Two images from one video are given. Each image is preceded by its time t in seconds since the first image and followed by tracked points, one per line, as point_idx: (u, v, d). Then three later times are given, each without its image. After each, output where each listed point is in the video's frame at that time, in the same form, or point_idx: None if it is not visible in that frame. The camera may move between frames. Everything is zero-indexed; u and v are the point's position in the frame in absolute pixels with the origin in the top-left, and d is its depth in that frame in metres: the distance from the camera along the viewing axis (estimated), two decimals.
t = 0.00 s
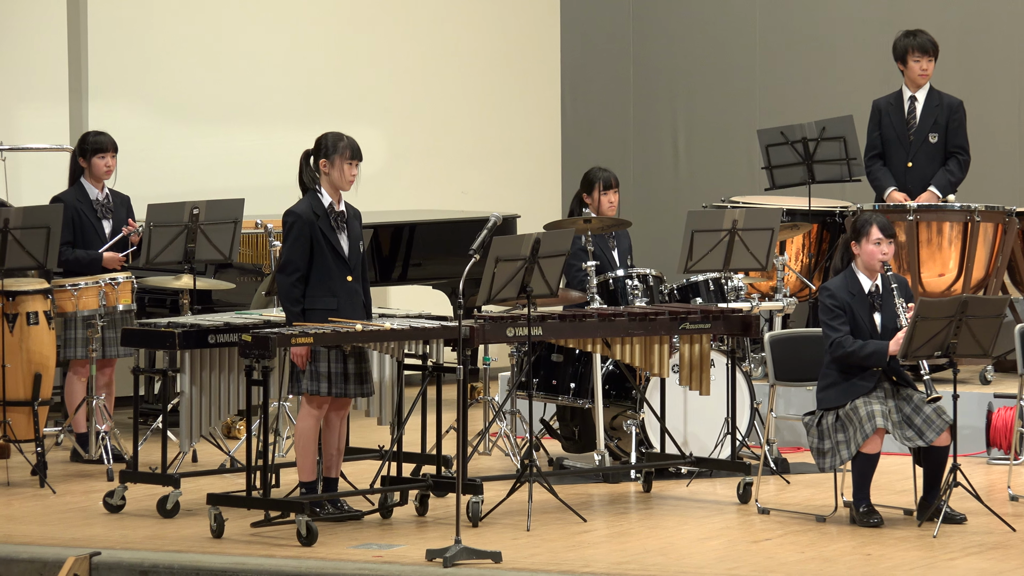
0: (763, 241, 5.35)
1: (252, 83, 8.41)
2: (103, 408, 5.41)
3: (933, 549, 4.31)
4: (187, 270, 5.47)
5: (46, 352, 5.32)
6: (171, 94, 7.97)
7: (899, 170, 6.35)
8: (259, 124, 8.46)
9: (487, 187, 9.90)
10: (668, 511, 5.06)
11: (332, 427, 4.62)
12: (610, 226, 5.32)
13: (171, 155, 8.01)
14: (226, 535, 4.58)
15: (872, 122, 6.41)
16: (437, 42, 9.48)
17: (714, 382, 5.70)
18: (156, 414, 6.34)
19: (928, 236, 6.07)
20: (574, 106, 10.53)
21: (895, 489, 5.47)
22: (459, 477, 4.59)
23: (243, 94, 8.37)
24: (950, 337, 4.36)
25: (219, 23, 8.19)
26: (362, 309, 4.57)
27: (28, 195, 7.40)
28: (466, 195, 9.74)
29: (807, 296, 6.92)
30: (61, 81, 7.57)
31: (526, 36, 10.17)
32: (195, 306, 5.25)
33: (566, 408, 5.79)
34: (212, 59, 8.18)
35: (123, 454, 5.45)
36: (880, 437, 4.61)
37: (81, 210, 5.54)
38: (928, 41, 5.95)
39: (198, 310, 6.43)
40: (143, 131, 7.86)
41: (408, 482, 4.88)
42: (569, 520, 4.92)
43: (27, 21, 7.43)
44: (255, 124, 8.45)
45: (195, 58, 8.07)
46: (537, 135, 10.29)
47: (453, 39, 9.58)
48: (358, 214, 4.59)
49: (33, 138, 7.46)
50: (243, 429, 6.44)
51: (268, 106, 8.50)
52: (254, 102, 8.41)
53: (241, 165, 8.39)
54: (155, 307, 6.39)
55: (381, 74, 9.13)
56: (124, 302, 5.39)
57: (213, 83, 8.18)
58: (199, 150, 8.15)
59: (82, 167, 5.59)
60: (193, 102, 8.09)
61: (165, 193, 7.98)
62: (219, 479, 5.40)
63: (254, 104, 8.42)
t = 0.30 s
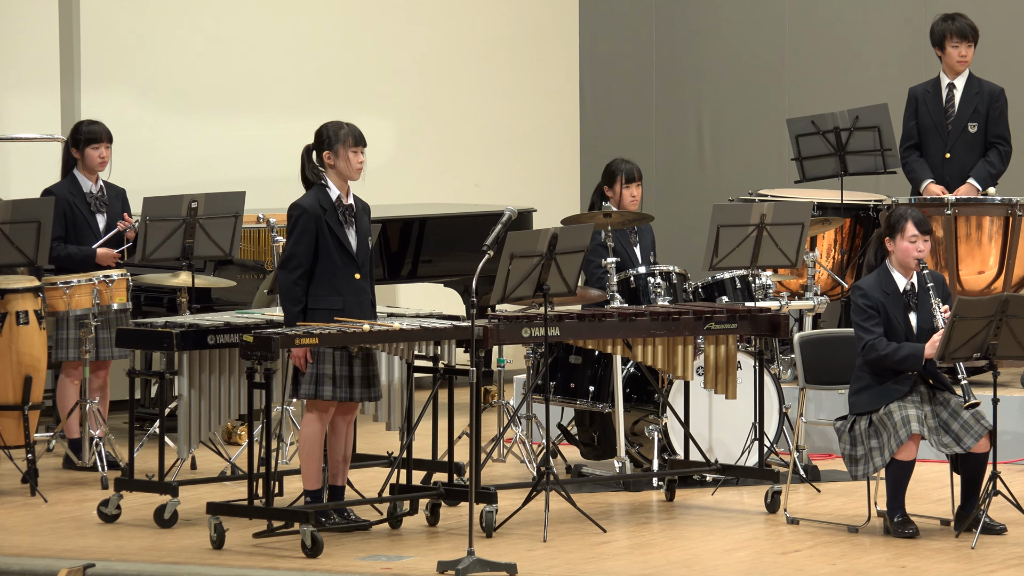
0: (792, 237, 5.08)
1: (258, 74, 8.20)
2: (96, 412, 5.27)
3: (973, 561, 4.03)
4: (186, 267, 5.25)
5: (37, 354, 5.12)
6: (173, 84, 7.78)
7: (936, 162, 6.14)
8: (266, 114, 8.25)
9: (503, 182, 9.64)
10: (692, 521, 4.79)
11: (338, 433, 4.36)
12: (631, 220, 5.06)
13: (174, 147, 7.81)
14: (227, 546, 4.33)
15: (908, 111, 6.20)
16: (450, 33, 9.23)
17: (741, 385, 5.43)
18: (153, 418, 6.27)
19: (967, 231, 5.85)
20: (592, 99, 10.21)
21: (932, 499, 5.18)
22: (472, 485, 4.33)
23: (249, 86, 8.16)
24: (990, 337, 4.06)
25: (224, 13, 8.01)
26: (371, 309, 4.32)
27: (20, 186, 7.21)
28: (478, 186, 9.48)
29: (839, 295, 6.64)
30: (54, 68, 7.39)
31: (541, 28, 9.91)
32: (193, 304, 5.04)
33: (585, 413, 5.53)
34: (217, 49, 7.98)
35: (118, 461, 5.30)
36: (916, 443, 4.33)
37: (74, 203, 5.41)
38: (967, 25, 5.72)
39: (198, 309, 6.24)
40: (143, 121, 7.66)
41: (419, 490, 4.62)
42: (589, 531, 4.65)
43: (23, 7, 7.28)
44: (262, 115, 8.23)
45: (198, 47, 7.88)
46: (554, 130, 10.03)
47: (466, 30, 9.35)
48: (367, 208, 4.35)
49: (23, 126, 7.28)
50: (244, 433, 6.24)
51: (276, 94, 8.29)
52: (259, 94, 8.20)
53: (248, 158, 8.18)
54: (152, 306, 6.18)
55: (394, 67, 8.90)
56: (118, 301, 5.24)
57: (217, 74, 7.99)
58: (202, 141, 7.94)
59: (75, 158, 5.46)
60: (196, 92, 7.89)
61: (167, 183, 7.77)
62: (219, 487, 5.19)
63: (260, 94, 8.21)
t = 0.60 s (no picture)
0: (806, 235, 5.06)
1: (269, 72, 8.19)
2: (109, 409, 5.27)
3: (985, 560, 4.02)
4: (199, 265, 5.25)
5: (49, 351, 5.22)
6: (184, 81, 7.78)
7: (948, 160, 6.13)
8: (278, 111, 8.25)
9: (514, 180, 9.64)
10: (704, 519, 4.78)
11: (351, 431, 4.36)
12: (644, 218, 5.04)
13: (185, 144, 7.81)
14: (239, 544, 4.33)
15: (920, 109, 6.17)
16: (461, 31, 9.22)
17: (754, 383, 5.42)
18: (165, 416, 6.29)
19: (979, 229, 5.85)
20: (604, 96, 10.20)
21: (945, 496, 5.16)
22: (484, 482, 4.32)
23: (260, 83, 8.15)
24: (1003, 335, 4.04)
25: (236, 10, 8.01)
26: (384, 306, 4.32)
27: (32, 184, 7.22)
28: (490, 184, 9.47)
29: (851, 293, 6.62)
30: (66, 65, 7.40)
31: (552, 25, 9.89)
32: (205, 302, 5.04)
33: (597, 410, 5.52)
34: (229, 47, 7.99)
35: (131, 459, 5.30)
36: (928, 441, 4.32)
37: (87, 201, 5.42)
38: (979, 23, 5.70)
39: (211, 307, 6.25)
40: (154, 119, 7.67)
41: (431, 487, 4.62)
42: (601, 528, 4.65)
43: (30, 3, 7.26)
44: (273, 112, 8.23)
45: (210, 45, 7.88)
46: (564, 127, 10.01)
47: (478, 27, 9.33)
48: (379, 206, 4.34)
49: (33, 124, 7.28)
50: (257, 430, 6.26)
51: (287, 92, 8.28)
52: (271, 90, 8.20)
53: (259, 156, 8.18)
54: (165, 303, 6.22)
55: (404, 65, 8.89)
56: (131, 298, 5.22)
57: (230, 71, 8.00)
58: (214, 139, 7.95)
59: (88, 156, 5.46)
60: (208, 90, 7.89)
61: (178, 181, 7.78)
62: (233, 484, 5.20)
63: (273, 91, 8.21)
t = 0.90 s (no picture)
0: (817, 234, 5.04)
1: (279, 71, 8.18)
2: (120, 408, 5.27)
3: (996, 559, 4.00)
4: (209, 264, 5.24)
5: (61, 349, 5.23)
6: (194, 80, 7.78)
7: (959, 159, 6.11)
8: (288, 109, 8.24)
9: (524, 179, 9.63)
10: (716, 518, 4.77)
11: (362, 430, 4.35)
12: (656, 217, 5.02)
13: (194, 143, 7.81)
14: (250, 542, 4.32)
15: (932, 108, 6.16)
16: (471, 30, 9.21)
17: (765, 382, 5.41)
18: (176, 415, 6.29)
19: (991, 228, 5.83)
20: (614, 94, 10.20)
21: (956, 495, 5.14)
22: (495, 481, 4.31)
23: (269, 82, 8.14)
24: (1014, 333, 4.03)
25: (246, 9, 8.00)
26: (396, 304, 4.31)
27: (43, 182, 7.23)
28: (502, 183, 9.46)
29: (862, 292, 6.61)
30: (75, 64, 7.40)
31: (562, 24, 9.87)
32: (216, 301, 5.03)
33: (608, 409, 5.51)
34: (239, 46, 7.98)
35: (142, 458, 5.31)
36: (940, 441, 4.30)
37: (97, 200, 5.43)
38: (991, 22, 5.68)
39: (221, 306, 6.25)
40: (163, 118, 7.66)
41: (442, 486, 4.61)
42: (612, 527, 4.64)
43: (41, 2, 7.26)
44: (283, 110, 8.22)
45: (219, 44, 7.87)
46: (573, 125, 10.00)
47: (488, 26, 9.31)
48: (390, 205, 4.33)
49: (42, 123, 7.29)
50: (267, 429, 6.26)
51: (297, 91, 8.27)
52: (281, 89, 8.19)
53: (269, 154, 8.18)
54: (176, 302, 6.24)
55: (414, 65, 8.87)
56: (143, 297, 5.20)
57: (240, 70, 7.99)
58: (223, 137, 7.94)
59: (98, 155, 5.46)
60: (217, 88, 7.89)
61: (188, 180, 7.78)
62: (244, 483, 5.20)
63: (282, 90, 8.21)
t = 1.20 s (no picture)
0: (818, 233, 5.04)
1: (279, 71, 8.17)
2: (120, 408, 5.28)
3: (997, 557, 4.00)
4: (211, 263, 5.25)
5: (62, 350, 5.22)
6: (195, 79, 7.77)
7: (960, 158, 6.12)
8: (289, 109, 8.24)
9: (525, 177, 9.62)
10: (717, 517, 4.77)
11: (363, 429, 4.35)
12: (657, 216, 5.02)
13: (195, 142, 7.80)
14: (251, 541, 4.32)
15: (933, 107, 6.16)
16: (472, 30, 9.20)
17: (765, 381, 5.41)
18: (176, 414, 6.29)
19: (992, 227, 5.83)
20: (615, 93, 10.20)
21: (957, 494, 5.14)
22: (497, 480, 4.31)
23: (269, 82, 8.14)
24: (1015, 332, 4.03)
25: (247, 9, 7.99)
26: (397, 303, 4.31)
27: (44, 182, 7.23)
28: (503, 182, 9.46)
29: (863, 291, 6.61)
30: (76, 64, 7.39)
31: (563, 23, 9.87)
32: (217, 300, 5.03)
33: (609, 408, 5.51)
34: (240, 46, 7.97)
35: (143, 457, 5.31)
36: (941, 440, 4.30)
37: (98, 200, 5.43)
38: (991, 21, 5.67)
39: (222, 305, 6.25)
40: (164, 117, 7.66)
41: (443, 486, 4.61)
42: (613, 527, 4.63)
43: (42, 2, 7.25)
44: (284, 110, 8.22)
45: (219, 44, 7.86)
46: (574, 124, 10.00)
47: (488, 25, 9.30)
48: (391, 204, 4.33)
49: (44, 123, 7.29)
50: (268, 429, 6.27)
51: (298, 91, 8.26)
52: (282, 88, 8.19)
53: (270, 153, 8.18)
54: (177, 301, 6.24)
55: (415, 64, 8.86)
56: (143, 297, 5.20)
57: (241, 69, 7.99)
58: (223, 137, 7.94)
59: (99, 154, 5.46)
60: (218, 88, 7.89)
61: (188, 179, 7.77)
62: (244, 482, 5.20)
63: (283, 90, 8.20)
